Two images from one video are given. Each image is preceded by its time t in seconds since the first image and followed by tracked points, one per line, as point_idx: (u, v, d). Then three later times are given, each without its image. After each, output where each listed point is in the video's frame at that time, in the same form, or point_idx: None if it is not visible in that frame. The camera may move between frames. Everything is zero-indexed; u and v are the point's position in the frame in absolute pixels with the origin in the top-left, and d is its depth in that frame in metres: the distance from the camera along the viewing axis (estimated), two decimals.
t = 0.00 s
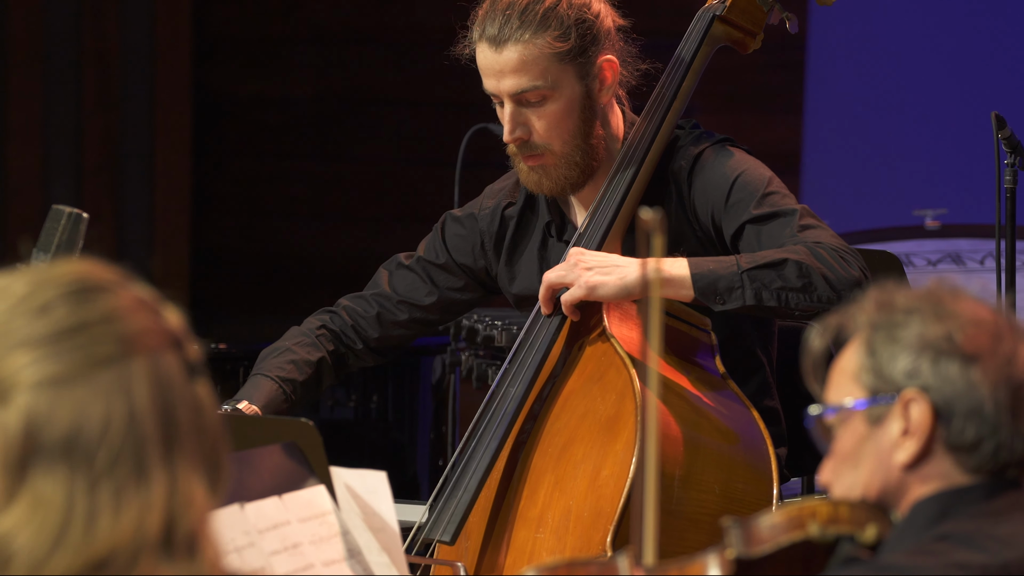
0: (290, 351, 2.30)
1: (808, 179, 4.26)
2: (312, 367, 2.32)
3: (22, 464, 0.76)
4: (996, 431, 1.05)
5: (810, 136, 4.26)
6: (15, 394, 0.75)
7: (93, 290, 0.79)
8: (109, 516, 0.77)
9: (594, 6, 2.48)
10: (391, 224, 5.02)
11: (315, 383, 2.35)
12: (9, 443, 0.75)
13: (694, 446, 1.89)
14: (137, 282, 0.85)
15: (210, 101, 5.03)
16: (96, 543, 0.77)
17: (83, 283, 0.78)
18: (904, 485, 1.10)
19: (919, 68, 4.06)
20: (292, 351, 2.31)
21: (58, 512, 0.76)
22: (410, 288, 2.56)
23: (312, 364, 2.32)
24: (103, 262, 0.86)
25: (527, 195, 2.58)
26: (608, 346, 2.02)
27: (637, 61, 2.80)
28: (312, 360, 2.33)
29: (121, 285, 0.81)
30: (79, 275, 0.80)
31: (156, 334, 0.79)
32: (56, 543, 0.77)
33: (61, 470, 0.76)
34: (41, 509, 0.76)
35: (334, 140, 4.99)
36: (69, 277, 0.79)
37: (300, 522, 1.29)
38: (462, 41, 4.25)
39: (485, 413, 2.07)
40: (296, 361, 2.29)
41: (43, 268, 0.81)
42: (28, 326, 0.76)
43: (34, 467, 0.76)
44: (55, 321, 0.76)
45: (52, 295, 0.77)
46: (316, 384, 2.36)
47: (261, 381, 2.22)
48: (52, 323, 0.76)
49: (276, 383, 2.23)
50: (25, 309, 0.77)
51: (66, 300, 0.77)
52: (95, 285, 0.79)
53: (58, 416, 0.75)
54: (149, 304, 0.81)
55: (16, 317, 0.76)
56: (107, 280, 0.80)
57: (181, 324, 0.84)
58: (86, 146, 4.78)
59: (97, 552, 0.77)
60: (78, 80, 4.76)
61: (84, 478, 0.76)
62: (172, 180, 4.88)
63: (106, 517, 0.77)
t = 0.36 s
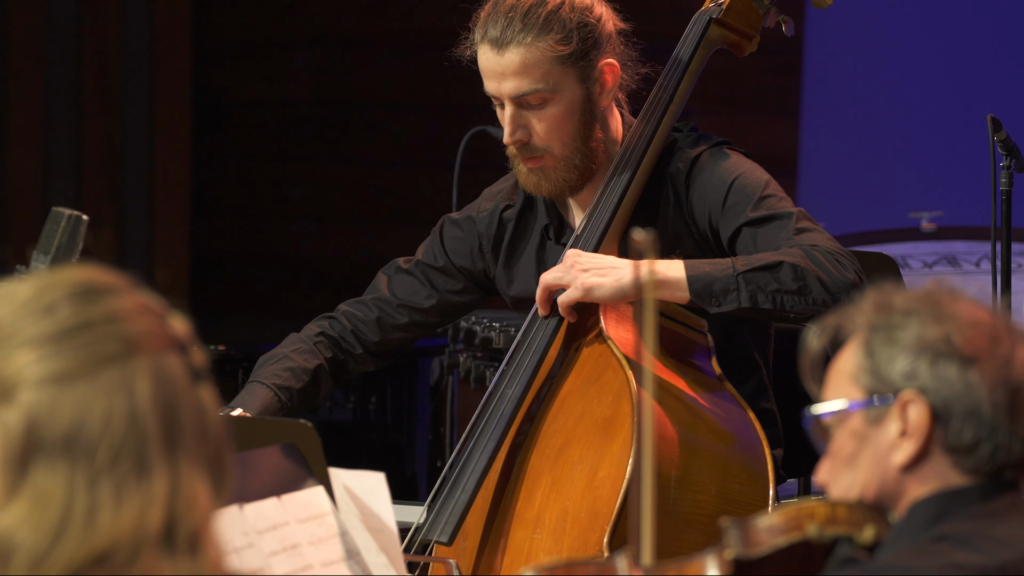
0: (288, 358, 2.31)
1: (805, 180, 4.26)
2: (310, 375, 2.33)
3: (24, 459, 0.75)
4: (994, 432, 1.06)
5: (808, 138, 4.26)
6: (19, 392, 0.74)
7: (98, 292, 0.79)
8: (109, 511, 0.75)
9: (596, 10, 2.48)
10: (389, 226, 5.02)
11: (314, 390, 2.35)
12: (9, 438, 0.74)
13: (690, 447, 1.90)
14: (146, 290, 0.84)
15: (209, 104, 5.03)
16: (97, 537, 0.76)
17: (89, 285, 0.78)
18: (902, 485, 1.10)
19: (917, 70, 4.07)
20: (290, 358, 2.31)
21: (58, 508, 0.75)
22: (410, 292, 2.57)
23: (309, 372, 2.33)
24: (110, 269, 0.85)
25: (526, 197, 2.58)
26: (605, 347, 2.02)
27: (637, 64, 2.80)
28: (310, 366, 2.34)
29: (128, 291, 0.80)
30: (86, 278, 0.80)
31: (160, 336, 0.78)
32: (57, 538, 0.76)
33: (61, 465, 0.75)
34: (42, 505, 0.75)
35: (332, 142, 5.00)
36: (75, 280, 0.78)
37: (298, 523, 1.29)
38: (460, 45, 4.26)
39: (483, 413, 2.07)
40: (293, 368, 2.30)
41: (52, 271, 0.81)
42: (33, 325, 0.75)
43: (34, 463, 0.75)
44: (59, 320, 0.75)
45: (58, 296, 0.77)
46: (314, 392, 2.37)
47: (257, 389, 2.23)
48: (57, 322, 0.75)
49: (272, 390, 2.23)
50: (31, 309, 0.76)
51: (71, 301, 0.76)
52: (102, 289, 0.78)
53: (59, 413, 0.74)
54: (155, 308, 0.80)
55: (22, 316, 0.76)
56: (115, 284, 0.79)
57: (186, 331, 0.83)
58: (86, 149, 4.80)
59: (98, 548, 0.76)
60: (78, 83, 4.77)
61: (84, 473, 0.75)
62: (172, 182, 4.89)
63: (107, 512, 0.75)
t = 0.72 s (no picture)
0: (297, 368, 2.28)
1: (807, 182, 4.26)
2: (320, 383, 2.30)
3: (33, 454, 0.74)
4: (995, 433, 1.06)
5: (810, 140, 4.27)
6: (33, 386, 0.74)
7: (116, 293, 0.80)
8: (117, 508, 0.76)
9: (598, 14, 2.49)
10: (390, 227, 5.02)
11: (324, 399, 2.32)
12: (20, 432, 0.74)
13: (691, 448, 1.90)
14: (165, 296, 0.85)
15: (211, 105, 5.04)
16: (103, 533, 0.76)
17: (107, 286, 0.79)
18: (903, 484, 1.10)
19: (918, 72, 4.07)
20: (299, 368, 2.28)
21: (65, 503, 0.75)
22: (416, 299, 2.56)
23: (319, 381, 2.30)
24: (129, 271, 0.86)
25: (528, 200, 2.58)
26: (607, 349, 2.03)
27: (640, 70, 2.81)
28: (320, 375, 2.31)
29: (146, 293, 0.81)
30: (105, 279, 0.81)
31: (176, 338, 0.79)
32: (61, 534, 0.76)
33: (70, 460, 0.74)
34: (49, 499, 0.75)
35: (333, 144, 5.00)
36: (94, 280, 0.79)
37: (301, 523, 1.29)
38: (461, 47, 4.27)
39: (485, 414, 2.07)
40: (303, 378, 2.27)
41: (68, 271, 0.81)
42: (50, 322, 0.75)
43: (43, 457, 0.75)
44: (76, 318, 0.76)
45: (76, 295, 0.77)
46: (324, 401, 2.34)
47: (269, 398, 2.18)
48: (74, 320, 0.75)
49: (284, 401, 2.18)
50: (48, 307, 0.77)
51: (89, 300, 0.77)
52: (119, 289, 0.79)
53: (72, 409, 0.74)
54: (173, 312, 0.81)
55: (38, 313, 0.76)
56: (132, 285, 0.80)
57: (204, 337, 0.84)
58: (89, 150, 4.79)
59: (103, 543, 0.76)
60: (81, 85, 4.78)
61: (94, 469, 0.75)
62: (174, 184, 4.89)
63: (114, 509, 0.75)
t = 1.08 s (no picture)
0: (309, 381, 2.30)
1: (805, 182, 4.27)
2: (333, 396, 2.33)
3: (37, 449, 0.75)
4: (1002, 439, 1.07)
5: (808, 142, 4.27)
6: (39, 383, 0.75)
7: (122, 293, 0.80)
8: (121, 503, 0.76)
9: (597, 16, 2.50)
10: (390, 229, 5.03)
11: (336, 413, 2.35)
12: (25, 428, 0.74)
13: (689, 449, 1.91)
14: (174, 298, 0.86)
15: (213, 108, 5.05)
16: (106, 528, 0.76)
17: (114, 286, 0.80)
18: (903, 485, 1.11)
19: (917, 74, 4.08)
20: (311, 381, 2.30)
21: (69, 498, 0.75)
22: (422, 306, 2.57)
23: (331, 394, 2.32)
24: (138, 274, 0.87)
25: (528, 202, 2.58)
26: (606, 349, 2.03)
27: (642, 73, 2.81)
28: (331, 387, 2.33)
29: (153, 294, 0.82)
30: (113, 279, 0.81)
31: (182, 338, 0.79)
32: (65, 529, 0.76)
33: (74, 455, 0.75)
34: (53, 494, 0.75)
35: (333, 146, 5.01)
36: (103, 280, 0.80)
37: (301, 523, 1.30)
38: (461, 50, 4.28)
39: (484, 413, 2.08)
40: (316, 391, 2.29)
41: (75, 272, 0.82)
42: (56, 320, 0.76)
43: (47, 453, 0.75)
44: (82, 317, 0.76)
45: (85, 294, 0.78)
46: (337, 414, 2.36)
47: (285, 411, 2.20)
48: (81, 318, 0.76)
49: (302, 412, 2.21)
50: (56, 306, 0.77)
51: (97, 299, 0.78)
52: (127, 289, 0.80)
53: (77, 406, 0.74)
54: (180, 314, 0.82)
55: (45, 312, 0.77)
56: (139, 285, 0.81)
57: (209, 338, 0.84)
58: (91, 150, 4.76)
59: (106, 538, 0.77)
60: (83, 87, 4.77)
61: (97, 465, 0.75)
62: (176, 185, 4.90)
63: (117, 503, 0.76)
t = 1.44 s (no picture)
0: (352, 414, 2.29)
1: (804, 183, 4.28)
2: (378, 423, 2.31)
3: (34, 447, 0.75)
4: (1002, 442, 1.07)
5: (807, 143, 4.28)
6: (35, 382, 0.75)
7: (117, 293, 0.81)
8: (118, 499, 0.76)
9: (591, 23, 2.50)
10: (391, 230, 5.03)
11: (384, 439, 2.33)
12: (22, 426, 0.75)
13: (690, 450, 1.91)
14: (172, 300, 0.86)
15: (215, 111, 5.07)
16: (104, 524, 0.77)
17: (109, 286, 0.80)
18: (904, 485, 1.11)
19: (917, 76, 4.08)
20: (354, 414, 2.29)
21: (67, 495, 0.76)
22: (442, 323, 2.55)
23: (376, 421, 2.31)
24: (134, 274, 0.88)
25: (527, 210, 2.58)
26: (607, 351, 2.04)
27: (637, 78, 2.81)
28: (374, 416, 2.32)
29: (148, 293, 0.82)
30: (109, 280, 0.82)
31: (177, 336, 0.79)
32: (63, 526, 0.76)
33: (71, 453, 0.75)
34: (51, 492, 0.76)
35: (333, 148, 5.01)
36: (97, 280, 0.81)
37: (303, 524, 1.30)
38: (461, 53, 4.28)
39: (486, 415, 2.08)
40: (361, 421, 2.27)
41: (71, 274, 0.83)
42: (52, 319, 0.77)
43: (44, 451, 0.75)
44: (77, 316, 0.77)
45: (79, 294, 0.79)
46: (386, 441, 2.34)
47: (342, 444, 2.19)
48: (76, 317, 0.77)
49: (356, 444, 2.20)
50: (52, 306, 0.78)
51: (91, 298, 0.78)
52: (121, 289, 0.81)
53: (72, 404, 0.74)
54: (175, 312, 0.82)
55: (41, 312, 0.77)
56: (134, 286, 0.82)
57: (204, 335, 0.85)
58: (93, 153, 4.81)
59: (105, 534, 0.77)
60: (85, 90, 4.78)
61: (94, 462, 0.75)
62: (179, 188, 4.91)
63: (115, 499, 0.76)
